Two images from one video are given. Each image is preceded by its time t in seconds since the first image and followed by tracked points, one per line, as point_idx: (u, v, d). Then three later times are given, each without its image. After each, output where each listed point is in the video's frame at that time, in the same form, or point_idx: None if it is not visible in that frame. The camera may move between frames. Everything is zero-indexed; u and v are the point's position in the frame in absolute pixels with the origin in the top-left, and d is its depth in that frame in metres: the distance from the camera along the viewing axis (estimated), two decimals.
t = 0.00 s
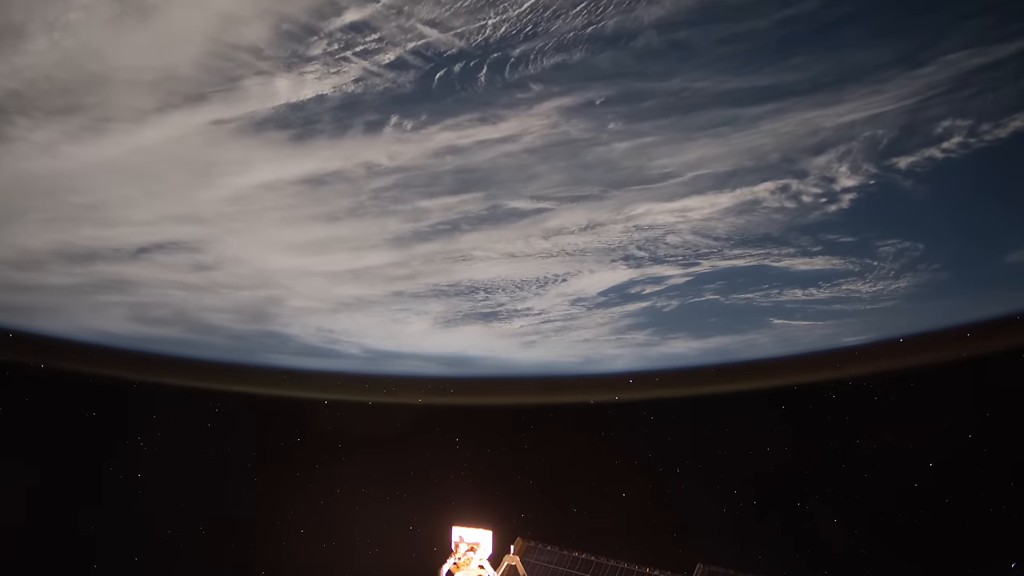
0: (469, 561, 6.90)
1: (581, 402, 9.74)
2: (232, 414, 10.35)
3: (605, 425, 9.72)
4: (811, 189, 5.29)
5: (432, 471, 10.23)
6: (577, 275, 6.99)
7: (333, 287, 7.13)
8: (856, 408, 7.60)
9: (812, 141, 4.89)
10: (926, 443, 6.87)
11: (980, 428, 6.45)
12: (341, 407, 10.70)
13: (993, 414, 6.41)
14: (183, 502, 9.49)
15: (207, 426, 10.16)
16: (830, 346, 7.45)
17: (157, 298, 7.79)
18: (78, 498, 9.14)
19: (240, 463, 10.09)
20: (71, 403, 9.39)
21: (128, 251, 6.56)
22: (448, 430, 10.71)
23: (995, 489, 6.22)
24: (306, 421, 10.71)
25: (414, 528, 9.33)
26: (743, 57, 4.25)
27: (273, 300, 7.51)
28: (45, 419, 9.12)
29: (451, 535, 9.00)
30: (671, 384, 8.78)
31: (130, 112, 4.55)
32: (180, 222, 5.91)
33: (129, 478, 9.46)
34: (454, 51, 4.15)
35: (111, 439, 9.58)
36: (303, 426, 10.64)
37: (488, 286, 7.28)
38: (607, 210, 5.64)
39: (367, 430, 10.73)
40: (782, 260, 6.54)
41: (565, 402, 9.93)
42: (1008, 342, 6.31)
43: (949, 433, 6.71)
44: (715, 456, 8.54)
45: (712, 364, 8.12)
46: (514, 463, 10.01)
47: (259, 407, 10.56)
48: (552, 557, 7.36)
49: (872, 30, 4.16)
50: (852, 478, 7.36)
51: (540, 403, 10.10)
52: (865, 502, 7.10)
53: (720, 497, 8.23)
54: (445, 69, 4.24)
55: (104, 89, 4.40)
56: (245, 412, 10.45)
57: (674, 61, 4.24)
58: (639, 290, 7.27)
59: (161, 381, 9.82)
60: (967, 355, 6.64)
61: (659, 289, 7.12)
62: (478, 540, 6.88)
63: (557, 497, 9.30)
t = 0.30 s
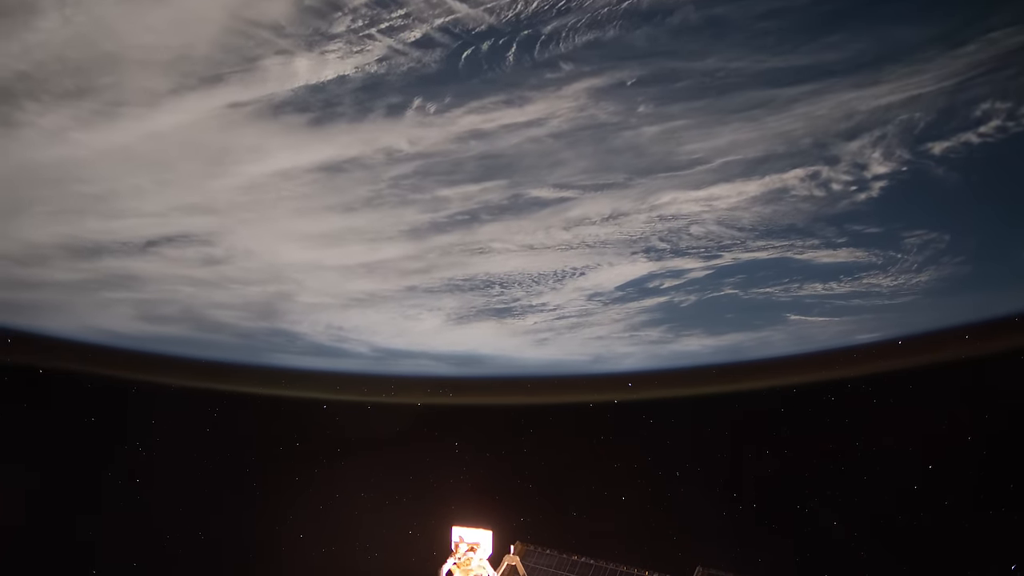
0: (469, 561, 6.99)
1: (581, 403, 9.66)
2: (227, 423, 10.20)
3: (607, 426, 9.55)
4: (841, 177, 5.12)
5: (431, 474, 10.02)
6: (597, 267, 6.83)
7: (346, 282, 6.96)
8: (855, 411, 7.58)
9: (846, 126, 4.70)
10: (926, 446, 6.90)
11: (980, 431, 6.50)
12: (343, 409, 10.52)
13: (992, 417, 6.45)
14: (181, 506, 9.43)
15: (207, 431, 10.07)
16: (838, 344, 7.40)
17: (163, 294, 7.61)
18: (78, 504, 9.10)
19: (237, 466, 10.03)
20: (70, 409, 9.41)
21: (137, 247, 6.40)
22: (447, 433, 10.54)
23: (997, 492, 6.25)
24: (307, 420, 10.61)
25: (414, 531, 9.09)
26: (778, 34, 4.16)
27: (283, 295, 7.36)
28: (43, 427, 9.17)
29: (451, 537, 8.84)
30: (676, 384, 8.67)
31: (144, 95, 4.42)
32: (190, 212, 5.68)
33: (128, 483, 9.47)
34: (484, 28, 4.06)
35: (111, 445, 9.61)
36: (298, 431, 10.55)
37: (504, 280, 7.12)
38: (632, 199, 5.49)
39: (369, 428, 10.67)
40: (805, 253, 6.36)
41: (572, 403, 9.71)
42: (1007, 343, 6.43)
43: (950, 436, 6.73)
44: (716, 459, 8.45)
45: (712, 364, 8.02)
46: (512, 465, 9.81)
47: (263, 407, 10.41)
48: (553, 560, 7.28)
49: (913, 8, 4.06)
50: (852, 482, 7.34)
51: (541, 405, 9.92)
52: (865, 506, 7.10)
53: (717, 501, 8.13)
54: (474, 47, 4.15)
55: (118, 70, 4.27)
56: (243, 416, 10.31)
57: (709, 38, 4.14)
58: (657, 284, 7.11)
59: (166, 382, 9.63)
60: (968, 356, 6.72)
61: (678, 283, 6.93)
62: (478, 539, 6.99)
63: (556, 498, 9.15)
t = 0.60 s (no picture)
0: (469, 561, 7.52)
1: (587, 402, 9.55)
2: (228, 425, 10.04)
3: (606, 428, 9.58)
4: (873, 165, 4.99)
5: (432, 475, 10.29)
6: (616, 261, 6.64)
7: (359, 276, 6.80)
8: (854, 413, 7.60)
9: (881, 110, 4.61)
10: (926, 448, 7.00)
11: (980, 438, 6.55)
12: (346, 407, 10.38)
13: (991, 419, 6.44)
14: (181, 512, 9.51)
15: (207, 435, 9.91)
16: (847, 343, 7.16)
17: (170, 291, 7.43)
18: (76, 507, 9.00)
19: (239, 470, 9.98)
20: (69, 413, 9.05)
21: (145, 240, 6.25)
22: (447, 436, 10.46)
23: (996, 495, 6.47)
24: (305, 418, 10.43)
25: (415, 536, 9.75)
26: (818, 8, 4.03)
27: (293, 291, 7.21)
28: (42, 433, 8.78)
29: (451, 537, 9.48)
30: (683, 382, 8.63)
31: (157, 77, 4.27)
32: (202, 202, 5.50)
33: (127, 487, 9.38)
34: (514, 3, 3.92)
35: (108, 448, 9.31)
36: (297, 433, 10.38)
37: (521, 274, 6.95)
38: (658, 187, 5.34)
39: (365, 430, 10.50)
40: (829, 245, 6.22)
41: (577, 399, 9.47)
42: (1010, 342, 6.19)
43: (948, 440, 6.81)
44: (711, 463, 8.77)
45: (718, 364, 7.96)
46: (512, 468, 9.98)
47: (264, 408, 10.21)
48: (552, 566, 7.53)
49: None
50: (851, 484, 7.56)
51: (539, 403, 9.77)
52: (865, 508, 7.39)
53: (717, 505, 8.58)
54: (504, 23, 4.01)
55: (131, 48, 4.12)
56: (243, 418, 10.13)
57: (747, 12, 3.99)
58: (676, 278, 6.95)
59: (168, 382, 9.43)
60: (967, 356, 6.51)
61: (698, 276, 6.78)
62: (478, 540, 7.52)
63: (557, 502, 9.59)
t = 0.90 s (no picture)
0: (469, 559, 7.96)
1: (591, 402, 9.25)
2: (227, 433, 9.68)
3: (605, 432, 9.19)
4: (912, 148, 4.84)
5: (432, 476, 9.87)
6: (640, 252, 6.46)
7: (375, 269, 6.62)
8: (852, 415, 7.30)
9: (926, 88, 4.40)
10: (924, 449, 6.75)
11: (981, 438, 6.34)
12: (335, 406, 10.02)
13: (991, 422, 6.28)
14: (181, 518, 9.26)
15: (206, 441, 9.56)
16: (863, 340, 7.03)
17: (179, 286, 7.23)
18: (74, 516, 8.68)
19: (237, 477, 9.66)
20: (68, 420, 8.71)
21: (156, 233, 6.07)
22: (444, 438, 10.00)
23: (995, 498, 6.20)
24: (305, 417, 9.98)
25: (411, 543, 9.58)
26: None
27: (306, 285, 7.02)
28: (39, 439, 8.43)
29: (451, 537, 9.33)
30: (686, 382, 8.47)
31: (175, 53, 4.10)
32: (217, 190, 5.31)
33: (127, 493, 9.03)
34: None
35: (107, 454, 8.96)
36: (295, 439, 9.92)
37: (541, 266, 6.75)
38: (689, 172, 5.17)
39: (365, 427, 10.11)
40: (857, 236, 5.92)
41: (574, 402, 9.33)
42: (1010, 342, 6.13)
43: (945, 441, 6.58)
44: (709, 467, 8.36)
45: (722, 363, 7.92)
46: (513, 474, 9.56)
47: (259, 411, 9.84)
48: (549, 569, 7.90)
49: None
50: (848, 486, 7.26)
51: (537, 404, 9.59)
52: (863, 511, 7.10)
53: (716, 511, 8.18)
54: None
55: (149, 23, 3.95)
56: (239, 426, 9.73)
57: None
58: (699, 271, 6.74)
59: (171, 382, 9.18)
60: (966, 357, 6.43)
61: (722, 269, 6.58)
62: (477, 540, 8.04)
63: (557, 507, 9.24)
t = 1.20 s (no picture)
0: (469, 560, 7.80)
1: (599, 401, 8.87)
2: (227, 438, 9.26)
3: (605, 434, 8.89)
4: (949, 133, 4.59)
5: (434, 482, 9.53)
6: (661, 243, 6.30)
7: (390, 263, 6.46)
8: (851, 418, 6.97)
9: (970, 68, 4.22)
10: (923, 451, 6.50)
11: (977, 438, 6.15)
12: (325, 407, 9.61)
13: (988, 423, 6.09)
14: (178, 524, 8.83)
15: (205, 446, 9.12)
16: (873, 339, 6.71)
17: (190, 281, 7.01)
18: (73, 526, 8.25)
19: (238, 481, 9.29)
20: (67, 423, 8.29)
21: (165, 225, 5.90)
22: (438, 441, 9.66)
23: (992, 499, 6.03)
24: (311, 413, 9.61)
25: (410, 548, 9.19)
26: None
27: (318, 280, 6.85)
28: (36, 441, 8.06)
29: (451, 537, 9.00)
30: (685, 380, 8.13)
31: (189, 31, 4.05)
32: (229, 177, 5.11)
33: (125, 500, 8.59)
34: None
35: (107, 461, 8.55)
36: (293, 442, 9.54)
37: (560, 259, 6.56)
38: (719, 159, 5.01)
39: (367, 429, 9.72)
40: (884, 227, 5.75)
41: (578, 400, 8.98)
42: (1007, 342, 5.97)
43: (940, 441, 6.37)
44: (710, 472, 8.06)
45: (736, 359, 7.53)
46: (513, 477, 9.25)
47: (258, 416, 9.46)
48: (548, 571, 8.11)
49: None
50: (848, 490, 6.95)
51: (532, 402, 9.28)
52: (862, 514, 6.82)
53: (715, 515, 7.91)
54: None
55: None
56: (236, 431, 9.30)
57: None
58: (721, 264, 6.54)
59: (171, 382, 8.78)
60: (965, 356, 6.23)
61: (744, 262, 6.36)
62: (478, 540, 7.92)
63: (557, 510, 8.93)
